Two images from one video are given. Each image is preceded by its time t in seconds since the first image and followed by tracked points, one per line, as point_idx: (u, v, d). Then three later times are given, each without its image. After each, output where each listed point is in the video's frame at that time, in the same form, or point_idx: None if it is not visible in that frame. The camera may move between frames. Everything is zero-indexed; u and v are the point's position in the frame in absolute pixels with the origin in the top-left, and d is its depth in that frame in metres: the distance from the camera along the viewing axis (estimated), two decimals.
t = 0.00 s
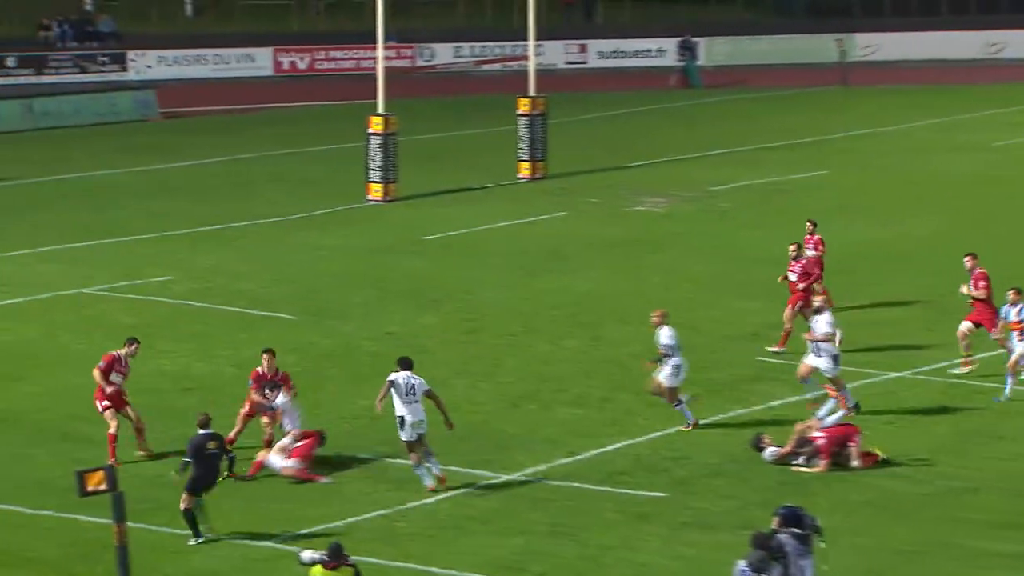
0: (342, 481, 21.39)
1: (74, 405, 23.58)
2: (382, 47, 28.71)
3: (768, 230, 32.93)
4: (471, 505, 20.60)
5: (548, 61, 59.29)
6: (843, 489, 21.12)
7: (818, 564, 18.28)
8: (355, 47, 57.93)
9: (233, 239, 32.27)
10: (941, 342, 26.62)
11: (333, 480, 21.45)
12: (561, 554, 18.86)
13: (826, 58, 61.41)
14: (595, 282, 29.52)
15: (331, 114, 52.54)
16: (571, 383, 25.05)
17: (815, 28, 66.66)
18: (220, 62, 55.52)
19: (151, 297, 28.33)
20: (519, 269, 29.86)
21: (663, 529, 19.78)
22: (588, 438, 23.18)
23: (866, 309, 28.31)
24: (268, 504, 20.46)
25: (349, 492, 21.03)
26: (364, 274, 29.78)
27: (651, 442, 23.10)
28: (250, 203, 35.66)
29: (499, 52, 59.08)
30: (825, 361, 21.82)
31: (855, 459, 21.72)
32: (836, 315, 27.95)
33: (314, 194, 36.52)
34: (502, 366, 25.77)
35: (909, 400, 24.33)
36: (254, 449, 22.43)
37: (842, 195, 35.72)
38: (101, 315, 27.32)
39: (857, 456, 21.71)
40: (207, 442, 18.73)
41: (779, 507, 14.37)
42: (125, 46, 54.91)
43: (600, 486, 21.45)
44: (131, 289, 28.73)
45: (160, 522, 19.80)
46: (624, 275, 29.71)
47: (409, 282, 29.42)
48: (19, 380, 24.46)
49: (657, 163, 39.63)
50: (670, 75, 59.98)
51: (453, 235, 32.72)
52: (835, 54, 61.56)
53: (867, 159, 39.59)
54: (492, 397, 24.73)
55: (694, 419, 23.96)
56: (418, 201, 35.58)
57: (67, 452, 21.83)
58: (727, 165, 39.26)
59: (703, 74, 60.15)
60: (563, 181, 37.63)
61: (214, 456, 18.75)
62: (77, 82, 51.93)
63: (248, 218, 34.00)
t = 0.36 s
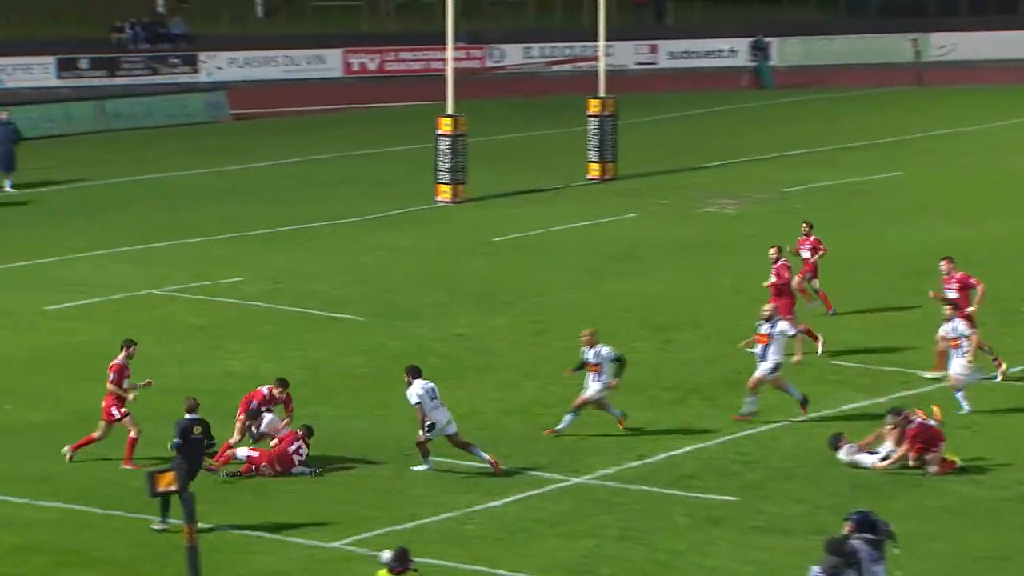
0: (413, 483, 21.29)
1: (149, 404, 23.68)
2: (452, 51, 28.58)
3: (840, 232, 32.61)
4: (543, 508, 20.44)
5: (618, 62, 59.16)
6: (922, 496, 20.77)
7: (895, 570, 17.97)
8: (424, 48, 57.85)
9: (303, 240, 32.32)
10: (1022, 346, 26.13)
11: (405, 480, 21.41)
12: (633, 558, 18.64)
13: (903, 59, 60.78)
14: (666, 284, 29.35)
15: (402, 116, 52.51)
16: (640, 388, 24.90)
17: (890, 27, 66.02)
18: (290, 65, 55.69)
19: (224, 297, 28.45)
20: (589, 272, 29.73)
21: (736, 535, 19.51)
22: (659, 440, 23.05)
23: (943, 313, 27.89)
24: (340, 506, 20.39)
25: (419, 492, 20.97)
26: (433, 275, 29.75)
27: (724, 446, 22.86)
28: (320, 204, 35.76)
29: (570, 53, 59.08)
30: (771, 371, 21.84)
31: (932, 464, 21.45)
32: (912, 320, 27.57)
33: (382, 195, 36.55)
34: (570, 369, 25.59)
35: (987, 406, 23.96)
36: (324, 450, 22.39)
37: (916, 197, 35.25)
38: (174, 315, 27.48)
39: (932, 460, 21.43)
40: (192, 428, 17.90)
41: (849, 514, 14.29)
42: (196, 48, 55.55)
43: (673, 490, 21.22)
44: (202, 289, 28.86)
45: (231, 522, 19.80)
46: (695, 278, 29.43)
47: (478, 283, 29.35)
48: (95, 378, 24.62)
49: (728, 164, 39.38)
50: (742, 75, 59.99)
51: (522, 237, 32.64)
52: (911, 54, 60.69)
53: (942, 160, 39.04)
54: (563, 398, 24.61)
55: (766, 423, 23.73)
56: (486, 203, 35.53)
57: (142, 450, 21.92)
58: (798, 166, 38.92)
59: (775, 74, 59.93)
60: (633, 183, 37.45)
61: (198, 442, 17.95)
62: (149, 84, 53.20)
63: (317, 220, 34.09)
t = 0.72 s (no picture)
0: (431, 488, 21.31)
1: (167, 408, 23.73)
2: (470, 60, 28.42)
3: (858, 238, 32.59)
4: (561, 515, 20.42)
5: (637, 67, 60.47)
6: (941, 502, 20.73)
7: None
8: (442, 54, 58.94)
9: (321, 246, 32.41)
10: None
11: (423, 486, 21.41)
12: (651, 565, 18.61)
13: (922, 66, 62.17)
14: (683, 290, 29.35)
15: (422, 121, 52.87)
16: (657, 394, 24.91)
17: (908, 31, 66.20)
18: (310, 69, 56.32)
19: (242, 302, 28.52)
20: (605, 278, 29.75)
21: (755, 541, 19.49)
22: (676, 446, 23.04)
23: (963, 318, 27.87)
24: (358, 512, 20.42)
25: (437, 498, 20.97)
26: (449, 281, 29.80)
27: (743, 452, 22.83)
28: (339, 209, 35.86)
29: (590, 59, 59.85)
30: (675, 386, 22.08)
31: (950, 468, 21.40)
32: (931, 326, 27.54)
33: (400, 201, 36.64)
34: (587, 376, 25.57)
35: (1007, 411, 23.93)
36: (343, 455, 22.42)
37: (935, 203, 35.25)
38: (193, 320, 27.55)
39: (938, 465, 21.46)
40: (147, 433, 18.70)
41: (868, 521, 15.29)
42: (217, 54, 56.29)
43: (690, 496, 21.19)
44: (221, 295, 28.93)
45: (249, 527, 19.82)
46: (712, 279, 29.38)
47: (495, 289, 29.38)
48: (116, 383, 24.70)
49: (745, 170, 39.41)
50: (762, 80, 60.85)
51: (539, 242, 32.68)
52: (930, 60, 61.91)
53: (961, 166, 39.02)
54: (580, 404, 24.61)
55: (782, 429, 23.72)
56: (503, 209, 35.58)
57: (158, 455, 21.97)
58: (816, 172, 38.92)
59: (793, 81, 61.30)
60: (649, 189, 37.50)
61: (152, 448, 18.72)
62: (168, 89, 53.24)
63: (335, 226, 34.17)
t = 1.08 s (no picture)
0: (396, 492, 21.31)
1: (131, 414, 23.65)
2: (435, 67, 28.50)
3: (824, 242, 32.76)
4: (526, 519, 20.42)
5: (603, 73, 59.61)
6: (905, 506, 20.84)
7: None
8: (408, 59, 58.09)
9: (287, 250, 32.34)
10: (1004, 357, 26.24)
11: (389, 490, 21.42)
12: (618, 570, 18.61)
13: (883, 70, 60.55)
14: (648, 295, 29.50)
15: (387, 126, 52.65)
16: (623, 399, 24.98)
17: (874, 36, 65.92)
18: (275, 75, 56.25)
19: (208, 307, 28.44)
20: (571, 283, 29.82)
21: (720, 545, 19.53)
22: (642, 451, 23.06)
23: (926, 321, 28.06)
24: (324, 517, 20.38)
25: (403, 503, 20.99)
26: (416, 285, 29.80)
27: (709, 455, 22.88)
28: (306, 214, 35.81)
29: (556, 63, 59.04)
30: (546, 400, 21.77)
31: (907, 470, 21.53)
32: (895, 330, 27.71)
33: (368, 205, 36.60)
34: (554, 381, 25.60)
35: (969, 413, 24.12)
36: (308, 460, 22.41)
37: (901, 207, 35.41)
38: (157, 325, 27.46)
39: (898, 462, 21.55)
40: (73, 428, 18.31)
41: (833, 525, 15.34)
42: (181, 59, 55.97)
43: (656, 500, 21.22)
44: (186, 300, 28.84)
45: (214, 533, 19.76)
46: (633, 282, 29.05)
47: (462, 293, 29.39)
48: (78, 389, 24.61)
49: (711, 174, 39.53)
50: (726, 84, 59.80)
51: (506, 247, 32.71)
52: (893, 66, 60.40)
53: (928, 170, 39.21)
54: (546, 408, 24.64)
55: (749, 432, 23.77)
56: (470, 214, 35.60)
57: (120, 462, 21.86)
58: (781, 176, 39.04)
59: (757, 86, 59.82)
60: (616, 193, 37.59)
61: (80, 443, 18.35)
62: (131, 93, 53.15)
63: (302, 230, 34.10)
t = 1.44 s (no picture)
0: (334, 489, 21.98)
1: (73, 416, 24.14)
2: (371, 74, 29.16)
3: (752, 246, 33.91)
4: (461, 514, 21.14)
5: (534, 82, 60.89)
6: (824, 500, 21.75)
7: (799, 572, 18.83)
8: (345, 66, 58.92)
9: (230, 254, 32.94)
10: (919, 356, 27.39)
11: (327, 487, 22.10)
12: (548, 563, 19.36)
13: (804, 81, 61.56)
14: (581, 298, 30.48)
15: (327, 132, 53.76)
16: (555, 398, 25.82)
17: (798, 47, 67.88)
18: (214, 83, 56.88)
19: (150, 310, 28.96)
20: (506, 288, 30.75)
21: (647, 539, 20.31)
22: (573, 447, 23.87)
23: (847, 322, 29.15)
24: (263, 514, 21.00)
25: (341, 499, 21.67)
26: (355, 288, 30.56)
27: (638, 452, 23.70)
28: (249, 218, 36.46)
29: (488, 72, 60.40)
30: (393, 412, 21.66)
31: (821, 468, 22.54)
32: (818, 331, 28.74)
33: (309, 210, 37.30)
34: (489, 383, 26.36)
35: (885, 410, 25.19)
36: (247, 460, 23.03)
37: (826, 211, 36.60)
38: (99, 329, 27.94)
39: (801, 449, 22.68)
40: None
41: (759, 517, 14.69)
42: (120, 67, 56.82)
43: (587, 496, 21.99)
44: (127, 303, 29.33)
45: (157, 532, 20.31)
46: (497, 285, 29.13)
47: (400, 296, 30.17)
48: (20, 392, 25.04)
49: (642, 179, 40.76)
50: (652, 93, 61.52)
51: (443, 250, 33.63)
52: (812, 76, 61.42)
53: (855, 176, 40.49)
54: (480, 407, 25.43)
55: (676, 429, 24.66)
56: (409, 219, 36.46)
57: (61, 463, 22.34)
58: (710, 181, 40.28)
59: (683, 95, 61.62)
60: (550, 198, 38.74)
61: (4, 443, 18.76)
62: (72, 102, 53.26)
63: (245, 235, 34.72)
